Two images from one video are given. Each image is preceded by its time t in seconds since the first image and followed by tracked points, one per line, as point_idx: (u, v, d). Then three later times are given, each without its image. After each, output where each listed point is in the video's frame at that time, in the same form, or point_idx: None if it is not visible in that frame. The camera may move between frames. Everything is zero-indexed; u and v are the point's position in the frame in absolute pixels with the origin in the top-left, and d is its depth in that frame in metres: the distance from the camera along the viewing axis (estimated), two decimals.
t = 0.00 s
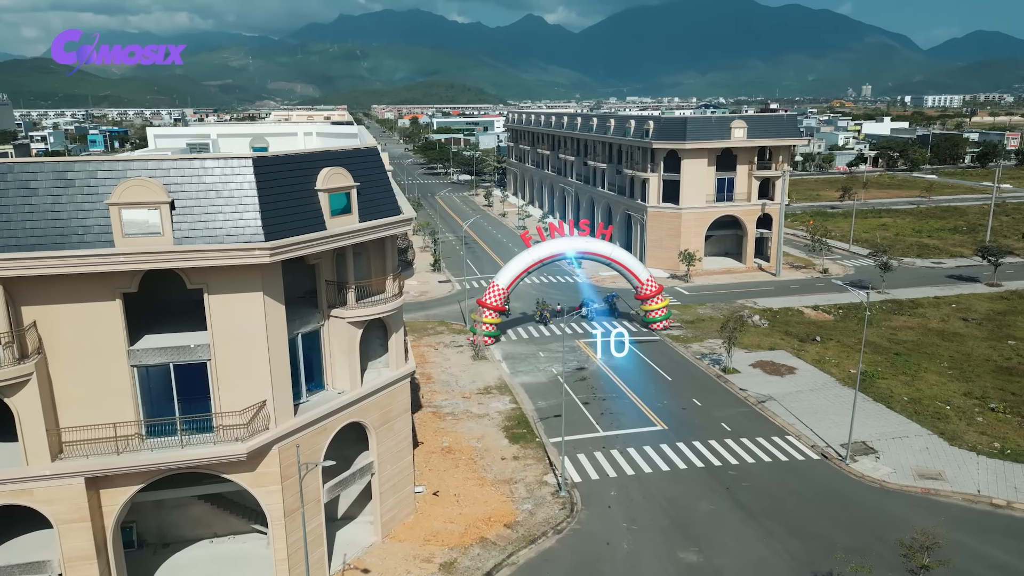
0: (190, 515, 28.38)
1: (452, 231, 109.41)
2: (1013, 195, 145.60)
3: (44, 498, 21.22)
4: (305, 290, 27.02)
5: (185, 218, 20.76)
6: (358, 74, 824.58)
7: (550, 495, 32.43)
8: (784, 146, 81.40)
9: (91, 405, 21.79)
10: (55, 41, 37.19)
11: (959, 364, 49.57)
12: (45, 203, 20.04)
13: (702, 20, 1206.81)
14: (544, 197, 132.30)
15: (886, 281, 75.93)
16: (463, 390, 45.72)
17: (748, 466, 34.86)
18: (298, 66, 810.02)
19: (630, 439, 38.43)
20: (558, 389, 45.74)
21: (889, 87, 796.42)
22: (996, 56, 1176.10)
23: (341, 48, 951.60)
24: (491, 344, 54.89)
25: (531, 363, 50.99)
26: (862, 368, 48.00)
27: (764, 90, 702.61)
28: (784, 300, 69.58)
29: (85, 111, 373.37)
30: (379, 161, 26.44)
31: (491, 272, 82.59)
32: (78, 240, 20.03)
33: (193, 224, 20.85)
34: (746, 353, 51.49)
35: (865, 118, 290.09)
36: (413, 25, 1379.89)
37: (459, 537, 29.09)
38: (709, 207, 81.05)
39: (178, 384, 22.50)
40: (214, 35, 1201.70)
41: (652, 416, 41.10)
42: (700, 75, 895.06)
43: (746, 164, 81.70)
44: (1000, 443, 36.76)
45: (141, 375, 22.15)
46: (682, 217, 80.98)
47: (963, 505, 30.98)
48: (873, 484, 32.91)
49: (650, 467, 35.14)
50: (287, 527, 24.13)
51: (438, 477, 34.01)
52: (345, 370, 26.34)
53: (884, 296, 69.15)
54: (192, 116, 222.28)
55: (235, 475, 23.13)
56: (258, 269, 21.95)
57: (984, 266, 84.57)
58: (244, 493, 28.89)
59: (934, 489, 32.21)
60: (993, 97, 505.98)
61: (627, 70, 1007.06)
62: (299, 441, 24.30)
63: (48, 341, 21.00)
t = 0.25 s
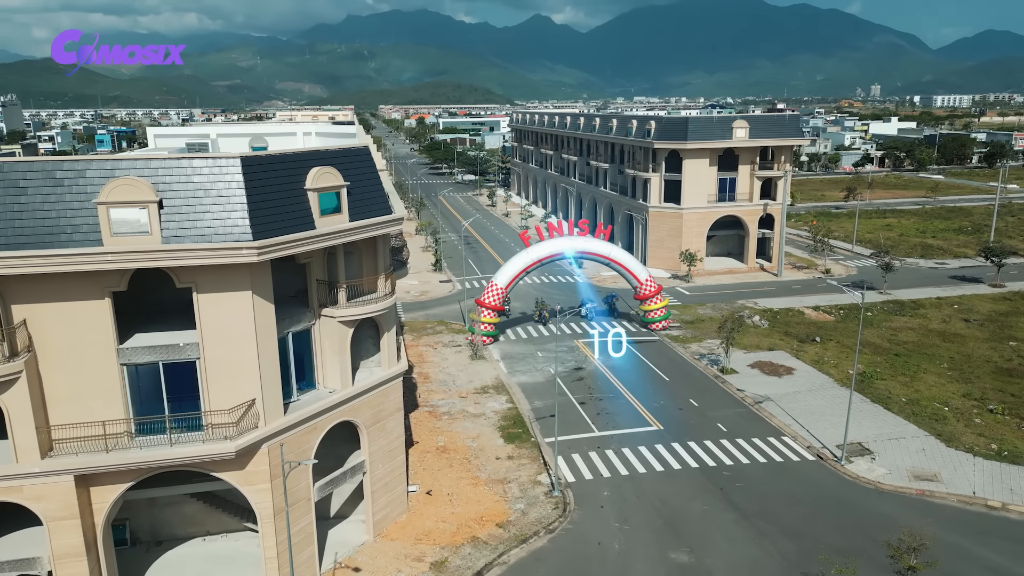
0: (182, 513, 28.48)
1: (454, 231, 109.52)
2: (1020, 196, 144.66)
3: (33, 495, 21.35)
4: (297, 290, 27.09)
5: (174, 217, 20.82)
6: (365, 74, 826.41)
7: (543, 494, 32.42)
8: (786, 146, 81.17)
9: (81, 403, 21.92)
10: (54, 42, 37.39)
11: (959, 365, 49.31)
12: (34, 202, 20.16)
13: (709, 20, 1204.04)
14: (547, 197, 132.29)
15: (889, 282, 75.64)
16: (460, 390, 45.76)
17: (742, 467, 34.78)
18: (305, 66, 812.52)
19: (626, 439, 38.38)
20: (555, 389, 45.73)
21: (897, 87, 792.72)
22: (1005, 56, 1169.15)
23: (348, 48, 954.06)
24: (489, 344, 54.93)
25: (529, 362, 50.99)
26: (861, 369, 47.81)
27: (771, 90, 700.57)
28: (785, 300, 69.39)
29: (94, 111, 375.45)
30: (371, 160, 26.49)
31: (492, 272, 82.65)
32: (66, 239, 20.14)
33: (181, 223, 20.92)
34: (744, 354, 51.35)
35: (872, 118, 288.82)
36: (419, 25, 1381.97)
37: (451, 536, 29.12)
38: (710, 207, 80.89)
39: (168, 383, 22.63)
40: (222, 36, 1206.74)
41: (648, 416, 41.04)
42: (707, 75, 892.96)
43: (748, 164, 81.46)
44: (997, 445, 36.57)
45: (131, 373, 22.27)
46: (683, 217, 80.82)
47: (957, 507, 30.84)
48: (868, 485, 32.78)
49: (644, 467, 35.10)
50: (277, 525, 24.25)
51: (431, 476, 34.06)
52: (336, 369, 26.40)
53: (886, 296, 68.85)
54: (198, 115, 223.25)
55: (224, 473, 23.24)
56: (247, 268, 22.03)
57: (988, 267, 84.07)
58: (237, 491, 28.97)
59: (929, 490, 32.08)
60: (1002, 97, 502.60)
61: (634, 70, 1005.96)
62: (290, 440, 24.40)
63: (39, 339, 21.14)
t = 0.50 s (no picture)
0: (175, 512, 28.62)
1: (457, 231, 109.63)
2: None
3: (23, 493, 21.48)
4: (288, 289, 27.20)
5: (162, 217, 20.93)
6: (372, 74, 827.87)
7: (535, 495, 32.42)
8: (788, 146, 80.99)
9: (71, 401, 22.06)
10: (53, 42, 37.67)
11: (959, 367, 49.06)
12: (23, 202, 20.30)
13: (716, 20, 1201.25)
14: (550, 197, 132.30)
15: (891, 283, 75.34)
16: (457, 390, 45.83)
17: (736, 468, 34.71)
18: (312, 66, 814.76)
19: (621, 439, 38.35)
20: (552, 389, 45.75)
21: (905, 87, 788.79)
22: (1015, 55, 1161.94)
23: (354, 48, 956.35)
24: (488, 344, 54.99)
25: (527, 362, 51.02)
26: (859, 370, 47.63)
27: (778, 90, 698.57)
28: (786, 301, 69.22)
29: (102, 111, 377.70)
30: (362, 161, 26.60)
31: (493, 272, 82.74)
32: (55, 239, 20.28)
33: (169, 222, 21.04)
34: (742, 355, 51.23)
35: (880, 118, 287.54)
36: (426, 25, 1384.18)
37: (442, 535, 29.17)
38: (712, 207, 80.74)
39: (157, 382, 22.75)
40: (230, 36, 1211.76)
41: (644, 416, 41.00)
42: (714, 75, 890.62)
43: (750, 164, 81.27)
44: (994, 447, 36.38)
45: (120, 372, 22.40)
46: (685, 217, 80.69)
47: (951, 509, 30.69)
48: (862, 487, 32.66)
49: (638, 468, 35.08)
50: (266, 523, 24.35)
51: (425, 476, 34.12)
52: (327, 369, 26.49)
53: (887, 297, 68.56)
54: (205, 116, 224.20)
55: (214, 472, 23.35)
56: (236, 268, 22.13)
57: (992, 267, 83.59)
58: (230, 490, 29.09)
59: (923, 492, 31.93)
60: (1011, 97, 499.69)
61: (640, 70, 1004.46)
62: (279, 439, 24.49)
63: (28, 338, 21.28)
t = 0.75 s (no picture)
0: (168, 510, 28.78)
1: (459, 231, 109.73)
2: None
3: (12, 491, 21.65)
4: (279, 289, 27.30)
5: (150, 216, 21.04)
6: (378, 74, 829.30)
7: (528, 494, 32.44)
8: (790, 146, 80.75)
9: (60, 399, 22.21)
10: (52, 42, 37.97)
11: (958, 368, 48.84)
12: (11, 201, 20.43)
13: (723, 20, 1198.38)
14: (553, 198, 132.28)
15: (893, 284, 75.02)
16: (453, 389, 45.94)
17: (730, 468, 34.65)
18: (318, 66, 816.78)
19: (616, 439, 38.32)
20: (549, 389, 45.76)
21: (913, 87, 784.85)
22: None
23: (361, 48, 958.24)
24: (486, 343, 55.06)
25: (525, 362, 51.03)
26: (857, 371, 47.44)
27: (784, 89, 696.39)
28: (787, 301, 69.04)
29: (111, 112, 379.79)
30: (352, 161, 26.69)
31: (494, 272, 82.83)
32: (43, 238, 20.43)
33: (157, 221, 21.13)
34: (740, 355, 51.12)
35: (887, 118, 286.20)
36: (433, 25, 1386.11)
37: (433, 534, 29.23)
38: (713, 208, 80.58)
39: (146, 380, 22.89)
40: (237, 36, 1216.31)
41: (640, 417, 40.96)
42: (721, 75, 888.29)
43: (752, 164, 81.09)
44: (990, 448, 36.20)
45: (109, 371, 22.54)
46: (686, 217, 80.57)
47: (944, 510, 30.56)
48: (855, 488, 32.56)
49: (631, 467, 35.06)
50: (255, 522, 24.43)
51: (418, 475, 34.22)
52: (317, 368, 26.55)
53: (889, 298, 68.29)
54: (212, 115, 225.02)
55: (203, 470, 23.45)
56: (225, 267, 22.21)
57: (995, 269, 83.14)
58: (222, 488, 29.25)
59: (917, 493, 31.82)
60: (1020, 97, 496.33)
61: (647, 70, 1002.93)
62: (269, 437, 24.58)
63: (18, 336, 21.42)
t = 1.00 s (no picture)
0: (160, 507, 28.96)
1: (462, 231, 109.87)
2: None
3: (2, 488, 21.81)
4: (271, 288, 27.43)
5: (138, 216, 21.17)
6: (385, 74, 830.91)
7: (520, 494, 32.48)
8: (791, 146, 80.54)
9: (50, 397, 22.39)
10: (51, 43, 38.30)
11: (957, 369, 48.60)
12: None
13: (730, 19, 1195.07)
14: (557, 198, 132.28)
15: (894, 284, 74.70)
16: (450, 389, 46.04)
17: (723, 469, 34.62)
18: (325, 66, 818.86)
19: (610, 439, 38.33)
20: (545, 389, 45.80)
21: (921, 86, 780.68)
22: None
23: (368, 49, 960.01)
24: (484, 343, 55.12)
25: (522, 362, 51.05)
26: (855, 372, 47.28)
27: (791, 89, 694.08)
28: (788, 302, 68.85)
29: (119, 112, 381.99)
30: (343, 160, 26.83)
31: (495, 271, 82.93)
32: (31, 238, 20.58)
33: (144, 221, 21.27)
34: (738, 355, 51.02)
35: (895, 118, 284.82)
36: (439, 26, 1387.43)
37: (424, 534, 29.29)
38: (714, 208, 80.42)
39: (135, 379, 23.04)
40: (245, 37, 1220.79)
41: (635, 417, 40.96)
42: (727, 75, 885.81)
43: (753, 164, 80.88)
44: (985, 449, 36.04)
45: (98, 370, 22.71)
46: (687, 217, 80.44)
47: (937, 512, 30.43)
48: (848, 489, 32.49)
49: (625, 468, 35.07)
50: (244, 520, 24.53)
51: (412, 474, 34.30)
52: (307, 367, 26.66)
53: (890, 299, 68.01)
54: (219, 116, 226.03)
55: (192, 468, 23.58)
56: (213, 266, 22.33)
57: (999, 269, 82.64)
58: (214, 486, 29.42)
59: (910, 494, 31.72)
60: None
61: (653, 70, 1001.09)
62: (258, 436, 24.69)
63: (8, 334, 21.60)
